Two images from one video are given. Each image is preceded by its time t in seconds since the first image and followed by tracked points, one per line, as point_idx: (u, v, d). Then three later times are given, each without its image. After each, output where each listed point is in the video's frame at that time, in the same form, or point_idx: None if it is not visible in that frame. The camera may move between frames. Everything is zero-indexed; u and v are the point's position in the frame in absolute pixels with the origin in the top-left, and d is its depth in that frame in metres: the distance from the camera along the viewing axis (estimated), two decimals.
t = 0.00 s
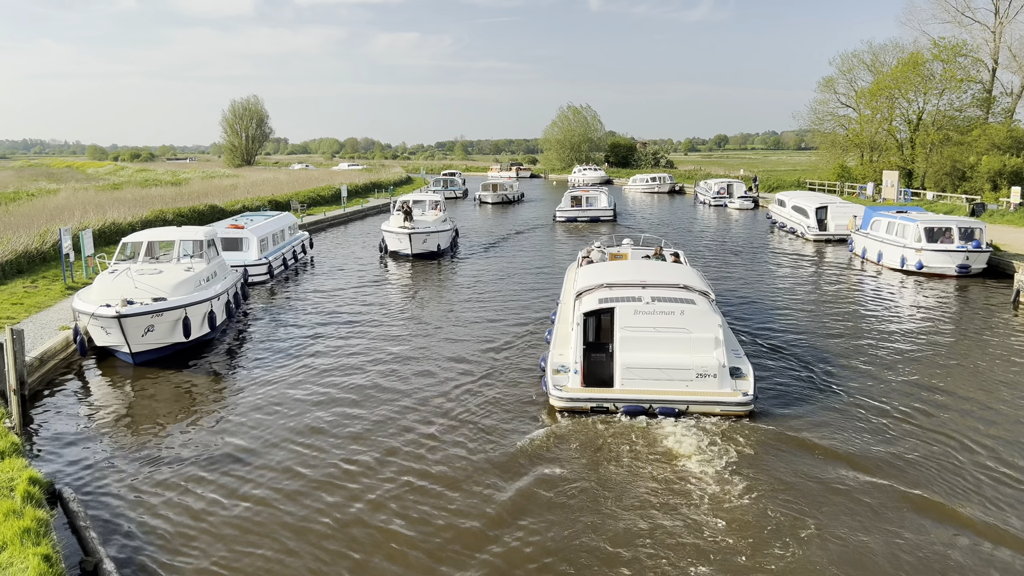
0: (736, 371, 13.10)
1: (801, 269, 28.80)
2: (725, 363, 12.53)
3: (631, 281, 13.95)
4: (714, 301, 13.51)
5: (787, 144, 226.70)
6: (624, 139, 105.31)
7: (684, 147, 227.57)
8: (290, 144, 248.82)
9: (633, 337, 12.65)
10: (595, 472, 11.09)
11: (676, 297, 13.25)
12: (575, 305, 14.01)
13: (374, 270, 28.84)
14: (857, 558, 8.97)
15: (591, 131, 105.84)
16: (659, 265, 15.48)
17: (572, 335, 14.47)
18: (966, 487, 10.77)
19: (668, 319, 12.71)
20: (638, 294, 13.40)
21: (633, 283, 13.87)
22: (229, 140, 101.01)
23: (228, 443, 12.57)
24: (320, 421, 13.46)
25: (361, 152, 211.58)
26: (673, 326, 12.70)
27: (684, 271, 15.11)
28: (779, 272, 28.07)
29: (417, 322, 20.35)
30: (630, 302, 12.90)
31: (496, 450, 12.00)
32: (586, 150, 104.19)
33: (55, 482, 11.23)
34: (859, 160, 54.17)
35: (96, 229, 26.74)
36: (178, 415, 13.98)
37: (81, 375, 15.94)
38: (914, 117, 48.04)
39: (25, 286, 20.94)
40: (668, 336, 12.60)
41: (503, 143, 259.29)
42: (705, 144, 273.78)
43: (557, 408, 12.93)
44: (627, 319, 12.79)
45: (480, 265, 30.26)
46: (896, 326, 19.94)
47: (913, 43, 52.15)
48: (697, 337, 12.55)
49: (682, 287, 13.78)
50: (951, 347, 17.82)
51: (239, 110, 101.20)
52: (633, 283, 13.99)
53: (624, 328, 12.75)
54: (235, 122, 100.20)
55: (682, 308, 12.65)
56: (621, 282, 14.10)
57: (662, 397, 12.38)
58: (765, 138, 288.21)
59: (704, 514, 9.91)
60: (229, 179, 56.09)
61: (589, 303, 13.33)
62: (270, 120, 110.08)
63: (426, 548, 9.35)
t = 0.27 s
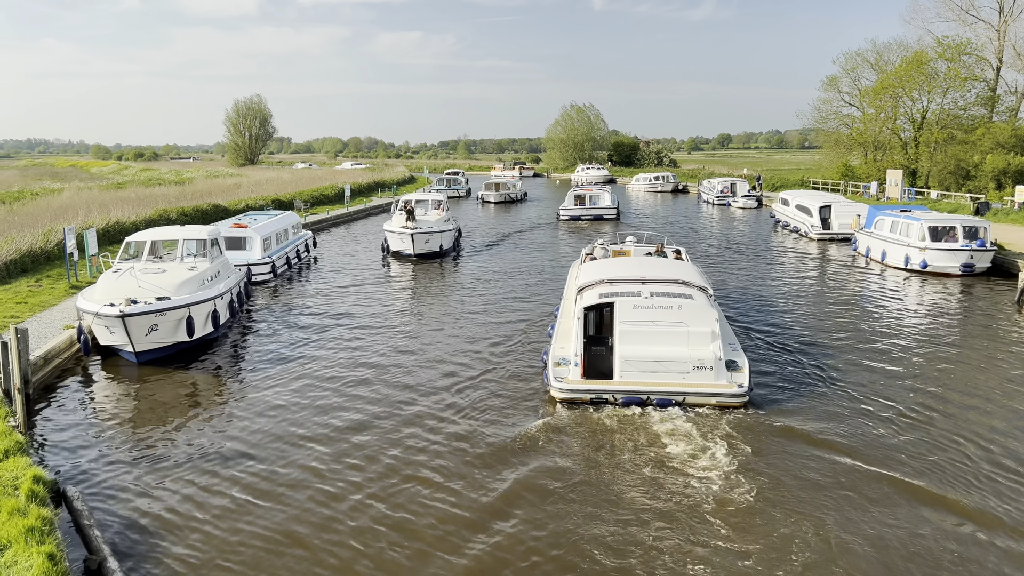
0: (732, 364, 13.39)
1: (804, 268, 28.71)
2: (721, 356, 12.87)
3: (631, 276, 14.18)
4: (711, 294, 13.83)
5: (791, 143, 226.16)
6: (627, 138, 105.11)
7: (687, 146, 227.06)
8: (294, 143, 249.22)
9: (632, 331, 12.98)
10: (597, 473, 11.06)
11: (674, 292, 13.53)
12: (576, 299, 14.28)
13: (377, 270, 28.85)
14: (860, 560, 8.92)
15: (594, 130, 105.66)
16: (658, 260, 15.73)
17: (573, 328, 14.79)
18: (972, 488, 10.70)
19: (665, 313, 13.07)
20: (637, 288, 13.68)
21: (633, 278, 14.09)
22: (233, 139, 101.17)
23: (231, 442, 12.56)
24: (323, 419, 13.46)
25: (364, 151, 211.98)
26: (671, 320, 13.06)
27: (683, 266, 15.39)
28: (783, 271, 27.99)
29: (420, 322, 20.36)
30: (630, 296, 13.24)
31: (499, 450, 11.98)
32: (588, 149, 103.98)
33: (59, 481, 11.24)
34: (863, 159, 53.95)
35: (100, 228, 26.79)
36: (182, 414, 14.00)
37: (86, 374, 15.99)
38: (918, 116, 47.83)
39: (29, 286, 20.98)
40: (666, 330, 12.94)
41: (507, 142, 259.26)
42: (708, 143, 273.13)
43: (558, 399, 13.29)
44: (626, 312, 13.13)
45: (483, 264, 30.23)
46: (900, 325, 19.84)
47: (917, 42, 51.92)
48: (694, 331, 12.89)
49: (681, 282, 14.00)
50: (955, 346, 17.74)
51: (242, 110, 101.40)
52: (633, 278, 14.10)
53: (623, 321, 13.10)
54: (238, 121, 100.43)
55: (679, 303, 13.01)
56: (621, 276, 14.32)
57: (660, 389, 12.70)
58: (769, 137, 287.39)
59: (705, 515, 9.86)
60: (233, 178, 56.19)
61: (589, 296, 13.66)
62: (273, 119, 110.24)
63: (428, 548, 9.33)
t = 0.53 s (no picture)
0: (728, 356, 13.70)
1: (808, 267, 28.65)
2: (717, 348, 13.17)
3: (631, 271, 14.22)
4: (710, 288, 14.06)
5: (794, 141, 225.61)
6: (630, 137, 104.96)
7: (691, 144, 226.59)
8: (297, 142, 249.49)
9: (631, 325, 13.28)
10: (597, 470, 11.04)
11: (673, 286, 13.64)
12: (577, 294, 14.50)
13: (380, 268, 28.87)
14: (863, 559, 8.84)
15: (597, 129, 105.55)
16: (659, 256, 15.74)
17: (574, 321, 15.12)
18: (976, 486, 10.63)
19: (664, 307, 13.32)
20: (637, 283, 13.90)
21: (633, 273, 14.14)
22: (236, 138, 101.32)
23: (234, 441, 12.58)
24: (326, 418, 13.47)
25: (367, 150, 212.12)
26: (669, 314, 13.32)
27: (684, 261, 15.50)
28: (787, 270, 27.92)
29: (423, 320, 20.38)
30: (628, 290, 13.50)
31: (502, 447, 11.98)
32: (591, 148, 103.81)
33: (63, 479, 11.27)
34: (866, 158, 53.80)
35: (104, 227, 26.87)
36: (185, 412, 14.02)
37: (90, 373, 16.03)
38: (922, 114, 47.68)
39: (33, 284, 21.04)
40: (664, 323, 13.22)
41: (509, 141, 259.14)
42: (712, 142, 272.53)
43: (558, 391, 13.65)
44: (625, 307, 13.40)
45: (486, 263, 30.23)
46: (904, 324, 19.78)
47: (921, 40, 51.74)
48: (691, 325, 13.16)
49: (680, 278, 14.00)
50: (959, 345, 17.69)
51: (245, 109, 101.55)
52: (632, 273, 14.20)
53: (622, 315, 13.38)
54: (241, 120, 100.58)
55: (677, 297, 13.26)
56: (622, 272, 14.37)
57: (657, 380, 13.03)
58: (772, 135, 286.67)
59: (705, 512, 9.81)
60: (236, 178, 56.29)
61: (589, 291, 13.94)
62: (276, 119, 110.33)
63: (431, 545, 9.33)
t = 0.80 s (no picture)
0: (725, 350, 14.02)
1: (811, 266, 28.57)
2: (715, 342, 13.45)
3: (632, 266, 14.43)
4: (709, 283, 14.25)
5: (798, 139, 224.99)
6: (633, 135, 104.78)
7: (694, 143, 226.00)
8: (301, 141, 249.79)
9: (630, 318, 13.56)
10: (598, 471, 10.98)
11: (672, 281, 13.86)
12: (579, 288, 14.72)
13: (383, 267, 28.87)
14: (868, 559, 8.79)
15: (600, 127, 105.40)
16: (660, 252, 15.95)
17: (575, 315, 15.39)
18: (983, 488, 10.51)
19: (663, 301, 13.57)
20: (637, 277, 14.09)
21: (634, 268, 14.35)
22: (239, 137, 101.47)
23: (237, 439, 12.59)
24: (328, 416, 13.48)
25: (370, 149, 212.20)
26: (668, 308, 13.57)
27: (683, 256, 15.74)
28: (790, 269, 27.82)
29: (426, 318, 20.40)
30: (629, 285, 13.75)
31: (505, 446, 11.96)
32: (595, 147, 103.66)
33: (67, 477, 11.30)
34: (870, 156, 53.61)
35: (108, 226, 26.94)
36: (188, 411, 14.04)
37: (94, 371, 16.06)
38: (926, 112, 47.50)
39: (38, 283, 21.10)
40: (663, 317, 13.49)
41: (513, 140, 259.03)
42: (715, 140, 271.84)
43: (559, 382, 13.95)
44: (625, 301, 13.67)
45: (489, 262, 30.24)
46: (907, 322, 19.71)
47: (925, 38, 51.52)
48: (690, 318, 13.42)
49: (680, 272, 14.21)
50: (963, 343, 17.63)
51: (249, 108, 101.68)
52: (633, 268, 14.29)
53: (622, 309, 13.65)
54: (245, 119, 100.74)
55: (676, 291, 13.51)
56: (622, 267, 14.60)
57: (656, 372, 13.31)
58: (776, 134, 285.84)
59: (709, 515, 9.71)
60: (240, 177, 56.37)
61: (590, 285, 14.19)
62: (280, 118, 110.47)
63: (433, 544, 9.32)
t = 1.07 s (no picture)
0: (722, 343, 14.43)
1: (815, 264, 28.48)
2: (711, 335, 13.84)
3: (632, 262, 14.83)
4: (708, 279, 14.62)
5: (802, 137, 224.29)
6: (636, 134, 104.57)
7: (698, 141, 225.37)
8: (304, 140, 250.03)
9: (630, 312, 13.91)
10: (601, 469, 10.98)
11: (671, 276, 14.24)
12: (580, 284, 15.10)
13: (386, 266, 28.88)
14: (873, 558, 8.74)
15: (603, 126, 105.23)
16: (660, 249, 16.36)
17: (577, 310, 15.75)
18: (988, 487, 10.44)
19: (662, 296, 13.93)
20: (637, 273, 14.45)
21: (634, 264, 14.75)
22: (243, 136, 101.55)
23: (240, 438, 12.59)
24: (331, 415, 13.48)
25: (373, 148, 212.25)
26: (666, 303, 13.93)
27: (683, 254, 16.13)
28: (794, 267, 27.74)
29: (428, 317, 20.41)
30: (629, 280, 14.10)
31: (507, 445, 11.94)
32: (598, 145, 103.45)
33: (71, 476, 11.32)
34: (874, 155, 53.41)
35: (111, 225, 26.99)
36: (192, 409, 14.06)
37: (98, 370, 16.09)
38: (930, 111, 47.33)
39: (42, 282, 21.16)
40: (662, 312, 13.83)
41: (516, 139, 258.84)
42: (719, 138, 271.09)
43: (560, 374, 14.37)
44: (625, 296, 14.01)
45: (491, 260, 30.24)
46: (911, 321, 19.63)
47: (929, 36, 51.31)
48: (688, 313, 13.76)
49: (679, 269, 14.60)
50: (967, 342, 17.56)
51: (252, 107, 101.78)
52: (633, 264, 14.78)
53: (622, 304, 13.99)
54: (248, 119, 100.84)
55: (675, 286, 13.86)
56: (623, 263, 14.99)
57: (654, 364, 13.73)
58: (780, 132, 285.03)
59: (711, 513, 9.67)
60: (243, 176, 56.41)
61: (591, 281, 14.54)
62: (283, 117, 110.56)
63: (436, 542, 9.30)
